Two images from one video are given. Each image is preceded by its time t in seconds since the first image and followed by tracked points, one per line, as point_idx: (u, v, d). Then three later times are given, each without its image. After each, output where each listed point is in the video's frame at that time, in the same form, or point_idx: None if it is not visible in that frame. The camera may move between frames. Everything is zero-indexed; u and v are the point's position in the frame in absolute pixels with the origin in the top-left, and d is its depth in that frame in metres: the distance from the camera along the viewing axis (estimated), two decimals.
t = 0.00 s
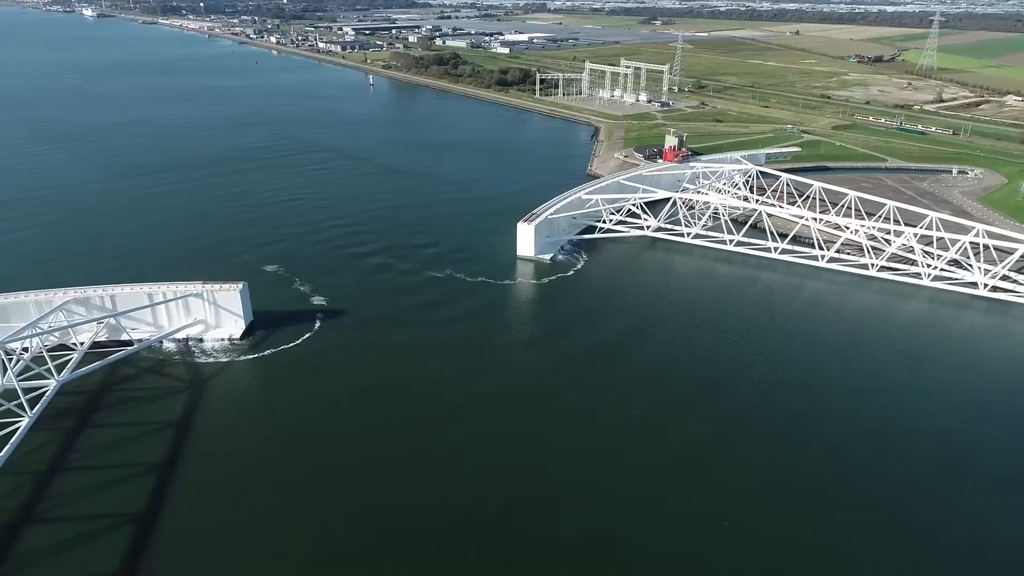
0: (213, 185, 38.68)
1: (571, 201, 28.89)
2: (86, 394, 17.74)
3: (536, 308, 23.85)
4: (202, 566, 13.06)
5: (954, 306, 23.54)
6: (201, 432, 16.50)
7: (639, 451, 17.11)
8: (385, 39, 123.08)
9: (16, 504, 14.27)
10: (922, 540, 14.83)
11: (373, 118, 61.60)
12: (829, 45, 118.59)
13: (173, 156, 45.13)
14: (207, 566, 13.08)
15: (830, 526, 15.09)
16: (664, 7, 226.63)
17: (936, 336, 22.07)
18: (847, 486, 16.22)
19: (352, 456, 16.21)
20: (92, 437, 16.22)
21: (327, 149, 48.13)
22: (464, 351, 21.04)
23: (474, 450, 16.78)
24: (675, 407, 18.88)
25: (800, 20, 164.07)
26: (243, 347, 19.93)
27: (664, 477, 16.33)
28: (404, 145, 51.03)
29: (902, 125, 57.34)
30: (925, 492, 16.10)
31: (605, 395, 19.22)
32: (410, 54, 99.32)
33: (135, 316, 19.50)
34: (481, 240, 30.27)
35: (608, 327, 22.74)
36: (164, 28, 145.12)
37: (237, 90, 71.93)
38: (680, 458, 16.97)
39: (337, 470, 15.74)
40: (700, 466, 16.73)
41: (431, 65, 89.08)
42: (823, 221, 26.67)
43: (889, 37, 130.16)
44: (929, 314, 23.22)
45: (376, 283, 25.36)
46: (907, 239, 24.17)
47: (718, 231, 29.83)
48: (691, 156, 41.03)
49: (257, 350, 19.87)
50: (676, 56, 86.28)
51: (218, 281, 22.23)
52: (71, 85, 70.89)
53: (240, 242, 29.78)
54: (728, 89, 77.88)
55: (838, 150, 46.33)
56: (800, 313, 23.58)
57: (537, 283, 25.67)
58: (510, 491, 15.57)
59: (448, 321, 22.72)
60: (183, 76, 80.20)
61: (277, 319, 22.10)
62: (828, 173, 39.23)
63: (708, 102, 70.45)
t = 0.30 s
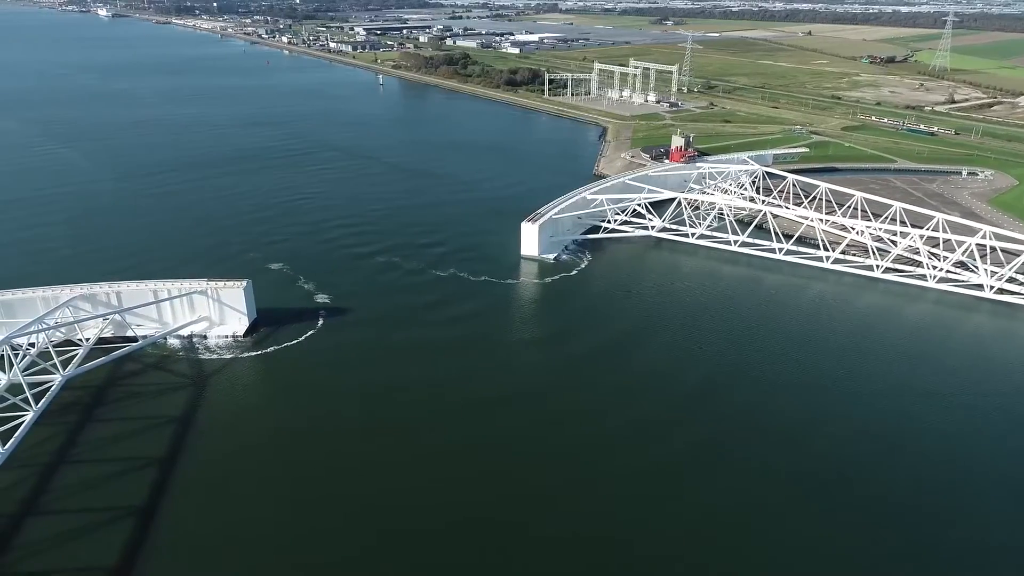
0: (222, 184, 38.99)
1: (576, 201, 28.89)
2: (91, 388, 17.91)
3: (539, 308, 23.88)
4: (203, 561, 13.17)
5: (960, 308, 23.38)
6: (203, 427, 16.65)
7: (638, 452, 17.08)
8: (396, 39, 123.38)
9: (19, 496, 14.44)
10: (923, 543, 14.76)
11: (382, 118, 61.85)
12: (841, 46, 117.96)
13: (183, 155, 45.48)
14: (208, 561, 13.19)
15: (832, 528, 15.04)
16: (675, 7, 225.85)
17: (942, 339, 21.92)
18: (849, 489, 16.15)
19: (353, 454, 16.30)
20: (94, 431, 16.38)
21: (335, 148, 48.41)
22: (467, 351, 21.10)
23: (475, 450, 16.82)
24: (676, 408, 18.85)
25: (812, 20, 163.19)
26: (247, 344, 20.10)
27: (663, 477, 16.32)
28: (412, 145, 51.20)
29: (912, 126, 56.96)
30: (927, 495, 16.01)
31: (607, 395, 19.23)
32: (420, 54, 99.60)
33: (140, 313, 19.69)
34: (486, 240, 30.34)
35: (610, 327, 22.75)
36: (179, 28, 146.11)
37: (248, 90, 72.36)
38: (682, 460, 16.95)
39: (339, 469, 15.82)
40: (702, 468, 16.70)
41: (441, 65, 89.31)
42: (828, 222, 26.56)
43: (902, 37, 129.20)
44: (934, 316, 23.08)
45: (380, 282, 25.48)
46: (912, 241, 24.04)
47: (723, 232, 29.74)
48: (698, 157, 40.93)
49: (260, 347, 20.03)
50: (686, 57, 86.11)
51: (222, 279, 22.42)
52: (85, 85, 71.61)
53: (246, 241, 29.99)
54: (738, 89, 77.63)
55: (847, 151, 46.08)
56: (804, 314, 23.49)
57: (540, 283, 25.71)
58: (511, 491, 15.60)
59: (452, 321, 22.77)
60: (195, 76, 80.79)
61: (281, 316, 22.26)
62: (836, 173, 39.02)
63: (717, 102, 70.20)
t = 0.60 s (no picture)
0: (235, 182, 39.40)
1: (584, 201, 28.88)
2: (98, 383, 18.13)
3: (545, 308, 23.91)
4: (205, 558, 13.24)
5: (970, 311, 23.12)
6: (207, 423, 16.81)
7: (640, 453, 17.06)
8: (411, 39, 123.85)
9: (26, 487, 14.67)
10: (926, 548, 14.60)
11: (395, 117, 62.19)
12: (858, 47, 116.95)
13: (197, 153, 46.00)
14: (210, 557, 13.25)
15: (838, 533, 14.89)
16: (692, 7, 224.87)
17: (951, 342, 21.67)
18: (858, 495, 15.92)
19: (357, 455, 16.30)
20: (101, 424, 16.61)
21: (347, 148, 48.75)
22: (473, 351, 21.09)
23: (478, 451, 16.78)
24: (683, 411, 18.73)
25: (829, 21, 161.89)
26: (253, 340, 20.29)
27: (664, 479, 16.28)
28: (424, 144, 51.43)
29: (928, 128, 56.37)
30: (936, 501, 15.77)
31: (612, 397, 19.17)
32: (434, 54, 99.99)
33: (149, 308, 19.92)
34: (494, 240, 30.41)
35: (617, 329, 22.66)
36: (198, 28, 147.72)
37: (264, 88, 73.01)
38: (688, 463, 16.83)
39: (341, 469, 15.82)
40: (707, 472, 16.57)
41: (456, 65, 89.61)
42: (838, 224, 26.36)
43: (921, 38, 127.80)
44: (943, 319, 22.84)
45: (387, 281, 25.63)
46: (922, 243, 23.80)
47: (731, 233, 29.61)
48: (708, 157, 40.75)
49: (266, 344, 20.23)
50: (700, 57, 85.79)
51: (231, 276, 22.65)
52: (104, 83, 72.68)
53: (257, 238, 30.27)
54: (752, 90, 77.22)
55: (861, 152, 45.72)
56: (811, 316, 23.33)
57: (546, 283, 25.75)
58: (514, 493, 15.54)
59: (458, 320, 22.86)
60: (212, 75, 81.66)
61: (288, 314, 22.46)
62: (848, 175, 38.70)
63: (731, 103, 69.91)
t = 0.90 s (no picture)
0: (249, 181, 39.80)
1: (595, 201, 28.80)
2: (108, 377, 18.38)
3: (552, 309, 23.93)
4: (207, 553, 13.33)
5: (982, 315, 22.83)
6: (213, 418, 16.97)
7: (643, 455, 17.02)
8: (428, 39, 124.26)
9: (36, 477, 14.92)
10: (931, 553, 14.45)
11: (408, 116, 62.49)
12: (877, 47, 115.73)
13: (213, 152, 46.50)
14: (212, 552, 13.36)
15: (842, 539, 14.74)
16: (709, 7, 223.23)
17: (963, 346, 21.40)
18: (865, 503, 15.72)
19: (361, 454, 16.34)
20: (111, 417, 16.86)
21: (360, 147, 49.08)
22: (480, 352, 21.10)
23: (483, 451, 16.80)
24: (689, 414, 18.60)
25: (848, 21, 160.33)
26: (262, 337, 20.50)
27: (667, 480, 16.24)
28: (436, 144, 51.62)
29: (945, 130, 55.70)
30: (944, 508, 15.57)
31: (617, 398, 19.11)
32: (449, 54, 100.29)
33: (159, 304, 20.17)
34: (503, 240, 30.48)
35: (625, 331, 22.57)
36: (218, 28, 149.30)
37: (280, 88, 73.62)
38: (692, 467, 16.71)
39: (344, 469, 15.84)
40: (712, 476, 16.45)
41: (470, 65, 89.84)
42: (849, 226, 26.13)
43: (942, 39, 126.19)
44: (954, 322, 22.57)
45: (395, 280, 25.77)
46: (933, 246, 23.52)
47: (742, 234, 29.45)
48: (721, 158, 40.57)
49: (274, 340, 20.43)
50: (715, 58, 85.40)
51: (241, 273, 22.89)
52: (124, 82, 73.67)
53: (269, 237, 30.54)
54: (768, 91, 76.73)
55: (876, 154, 45.26)
56: (821, 319, 23.11)
57: (554, 283, 25.78)
58: (517, 494, 15.51)
59: (465, 320, 22.94)
60: (230, 74, 82.53)
61: (297, 311, 22.66)
62: (862, 177, 38.33)
63: (746, 104, 69.49)
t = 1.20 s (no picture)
0: (265, 179, 40.24)
1: (606, 201, 28.76)
2: (121, 370, 18.68)
3: (561, 309, 23.95)
4: (210, 549, 13.44)
5: (997, 319, 22.49)
6: (222, 414, 17.14)
7: (647, 456, 16.96)
8: (447, 38, 124.53)
9: (48, 467, 15.21)
10: (937, 560, 14.26)
11: (424, 116, 62.74)
12: (900, 48, 114.07)
13: (230, 150, 47.08)
14: (216, 544, 13.53)
15: (848, 546, 14.56)
16: (730, 7, 221.44)
17: (978, 351, 21.08)
18: (874, 510, 15.46)
19: (366, 451, 16.45)
20: (122, 409, 17.14)
21: (376, 146, 49.43)
22: (489, 352, 21.08)
23: (487, 450, 16.84)
24: (697, 418, 18.44)
25: (872, 22, 157.98)
26: (272, 333, 20.72)
27: (670, 482, 16.17)
28: (451, 144, 51.76)
29: (967, 132, 54.81)
30: (953, 515, 15.34)
31: (624, 400, 19.03)
32: (468, 54, 100.51)
33: (173, 299, 20.47)
34: (514, 240, 30.51)
35: (636, 334, 22.41)
36: (240, 26, 150.82)
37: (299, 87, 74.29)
38: (698, 471, 16.54)
39: (349, 468, 15.85)
40: (717, 480, 16.28)
41: (488, 65, 89.96)
42: (863, 228, 25.85)
43: (967, 39, 124.00)
44: (968, 326, 22.26)
45: (406, 279, 25.93)
46: (948, 249, 23.22)
47: (754, 235, 29.25)
48: (736, 159, 40.28)
49: (284, 336, 20.64)
50: (734, 59, 84.77)
51: (253, 269, 23.17)
52: (146, 81, 74.75)
53: (283, 234, 30.85)
54: (787, 91, 76.01)
55: (895, 156, 44.64)
56: (832, 321, 22.90)
57: (564, 282, 25.79)
58: (520, 497, 15.43)
59: (474, 319, 23.02)
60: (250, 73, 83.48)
61: (308, 308, 22.86)
62: (880, 179, 37.88)
63: (764, 104, 68.90)
